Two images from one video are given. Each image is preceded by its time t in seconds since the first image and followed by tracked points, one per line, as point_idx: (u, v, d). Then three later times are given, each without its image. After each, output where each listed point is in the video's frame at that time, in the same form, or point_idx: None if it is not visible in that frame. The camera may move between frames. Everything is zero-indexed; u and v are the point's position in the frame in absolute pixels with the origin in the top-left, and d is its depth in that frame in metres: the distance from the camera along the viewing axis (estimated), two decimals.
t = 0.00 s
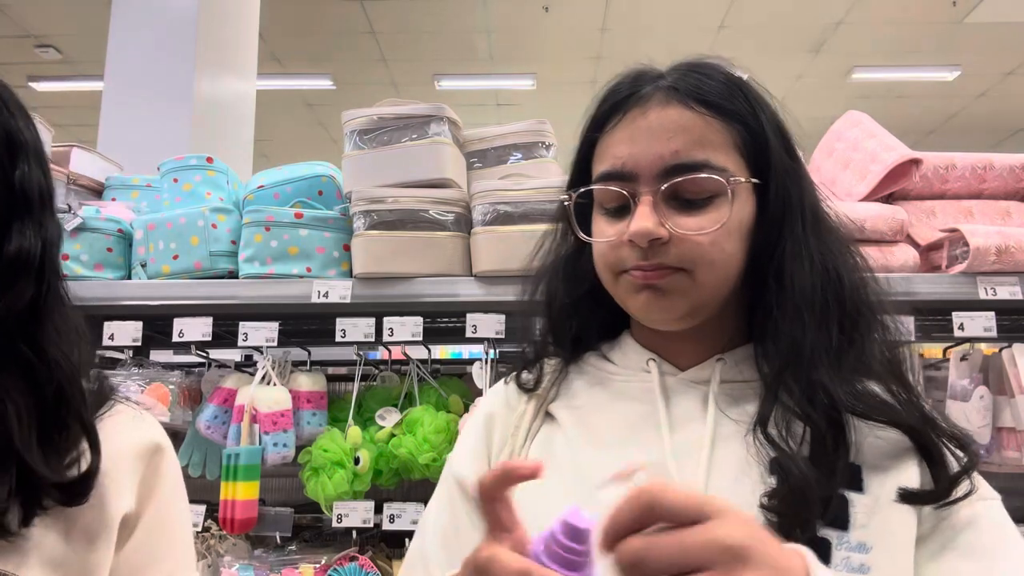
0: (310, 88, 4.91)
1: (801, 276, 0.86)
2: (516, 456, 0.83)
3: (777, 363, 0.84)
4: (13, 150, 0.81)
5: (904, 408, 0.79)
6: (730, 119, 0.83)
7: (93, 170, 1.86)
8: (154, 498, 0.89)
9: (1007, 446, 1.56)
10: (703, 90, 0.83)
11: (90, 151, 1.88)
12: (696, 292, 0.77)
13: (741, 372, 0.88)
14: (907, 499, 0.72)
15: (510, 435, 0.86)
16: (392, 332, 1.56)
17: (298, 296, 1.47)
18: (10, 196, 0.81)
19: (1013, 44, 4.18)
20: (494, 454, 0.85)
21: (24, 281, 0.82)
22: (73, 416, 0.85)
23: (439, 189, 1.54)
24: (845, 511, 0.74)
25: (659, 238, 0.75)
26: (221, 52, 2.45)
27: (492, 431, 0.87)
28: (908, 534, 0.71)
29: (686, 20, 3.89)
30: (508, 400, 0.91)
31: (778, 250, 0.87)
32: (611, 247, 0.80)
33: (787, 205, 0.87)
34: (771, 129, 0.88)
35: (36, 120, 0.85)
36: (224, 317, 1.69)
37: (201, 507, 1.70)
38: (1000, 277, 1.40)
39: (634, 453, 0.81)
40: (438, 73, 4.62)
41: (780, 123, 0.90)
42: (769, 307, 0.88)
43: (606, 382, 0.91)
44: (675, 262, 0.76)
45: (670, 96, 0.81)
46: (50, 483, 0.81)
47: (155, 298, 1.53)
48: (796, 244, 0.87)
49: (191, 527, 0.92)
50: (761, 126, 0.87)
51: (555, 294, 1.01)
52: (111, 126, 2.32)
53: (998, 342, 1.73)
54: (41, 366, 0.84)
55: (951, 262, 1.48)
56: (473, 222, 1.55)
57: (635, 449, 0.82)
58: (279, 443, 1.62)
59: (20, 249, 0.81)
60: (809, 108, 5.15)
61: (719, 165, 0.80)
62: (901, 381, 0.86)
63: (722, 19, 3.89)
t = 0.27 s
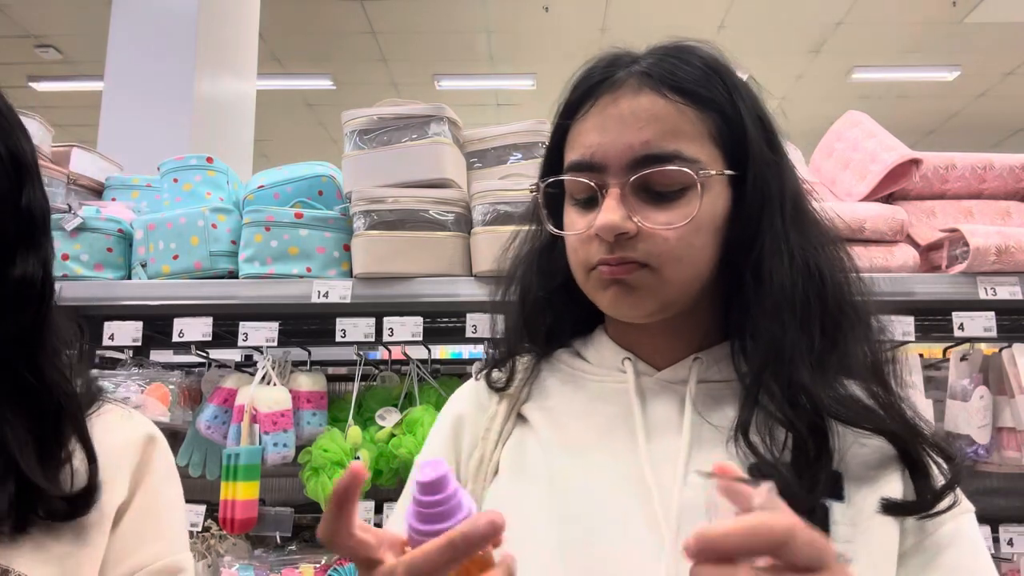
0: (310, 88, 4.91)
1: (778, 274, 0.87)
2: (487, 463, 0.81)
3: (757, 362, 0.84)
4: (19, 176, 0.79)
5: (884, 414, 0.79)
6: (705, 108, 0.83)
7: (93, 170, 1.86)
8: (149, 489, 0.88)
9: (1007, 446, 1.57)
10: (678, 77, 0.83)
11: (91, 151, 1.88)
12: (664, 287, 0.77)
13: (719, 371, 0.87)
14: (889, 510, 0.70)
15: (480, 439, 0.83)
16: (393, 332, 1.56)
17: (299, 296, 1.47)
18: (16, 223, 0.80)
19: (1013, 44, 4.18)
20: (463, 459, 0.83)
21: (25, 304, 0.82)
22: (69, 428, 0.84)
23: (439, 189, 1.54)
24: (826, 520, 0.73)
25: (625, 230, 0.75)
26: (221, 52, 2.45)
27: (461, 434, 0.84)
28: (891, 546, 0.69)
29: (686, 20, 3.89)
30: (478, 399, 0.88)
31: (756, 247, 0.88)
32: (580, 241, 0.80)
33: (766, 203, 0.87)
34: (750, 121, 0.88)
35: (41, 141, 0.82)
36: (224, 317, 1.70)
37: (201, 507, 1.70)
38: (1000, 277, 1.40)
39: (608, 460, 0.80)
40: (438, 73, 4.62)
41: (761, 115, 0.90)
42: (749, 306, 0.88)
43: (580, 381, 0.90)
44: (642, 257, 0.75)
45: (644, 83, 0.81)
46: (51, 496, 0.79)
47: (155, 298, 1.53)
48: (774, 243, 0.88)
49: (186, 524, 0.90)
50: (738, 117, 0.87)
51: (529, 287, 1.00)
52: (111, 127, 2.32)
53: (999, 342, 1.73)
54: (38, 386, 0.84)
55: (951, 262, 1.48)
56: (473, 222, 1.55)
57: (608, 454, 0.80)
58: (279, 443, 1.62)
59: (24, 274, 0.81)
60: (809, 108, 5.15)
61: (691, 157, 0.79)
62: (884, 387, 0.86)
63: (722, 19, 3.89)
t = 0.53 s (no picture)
0: (310, 88, 4.91)
1: (754, 273, 0.86)
2: (465, 467, 0.81)
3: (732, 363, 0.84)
4: (23, 181, 0.79)
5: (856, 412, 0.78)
6: (686, 109, 0.83)
7: (93, 170, 1.86)
8: (152, 498, 0.90)
9: (1007, 446, 1.57)
10: (660, 78, 0.83)
11: (91, 151, 1.88)
12: (648, 295, 0.77)
13: (695, 372, 0.87)
14: (865, 506, 0.71)
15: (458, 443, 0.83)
16: (392, 332, 1.57)
17: (299, 296, 1.47)
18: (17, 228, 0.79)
19: (1013, 44, 4.18)
20: (441, 463, 0.83)
21: (30, 309, 0.82)
22: (70, 433, 0.84)
23: (439, 189, 1.54)
24: (800, 519, 0.73)
25: (609, 237, 0.74)
26: (221, 52, 2.45)
27: (440, 438, 0.85)
28: (863, 542, 0.70)
29: (686, 20, 3.89)
30: (456, 404, 0.89)
31: (733, 248, 0.87)
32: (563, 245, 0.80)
33: (743, 202, 0.87)
34: (731, 121, 0.87)
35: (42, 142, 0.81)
36: (224, 317, 1.70)
37: (201, 507, 1.70)
38: (1000, 277, 1.40)
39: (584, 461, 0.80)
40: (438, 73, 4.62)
41: (740, 114, 0.90)
42: (724, 307, 0.87)
43: (557, 383, 0.90)
44: (626, 265, 0.75)
45: (625, 84, 0.81)
46: (55, 504, 0.80)
47: (156, 298, 1.53)
48: (750, 243, 0.87)
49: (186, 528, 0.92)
50: (719, 117, 0.86)
51: (507, 291, 1.00)
52: (111, 126, 2.32)
53: (1000, 342, 1.74)
54: (40, 390, 0.83)
55: (951, 262, 1.48)
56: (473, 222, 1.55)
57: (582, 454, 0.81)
58: (279, 443, 1.62)
59: (28, 280, 0.80)
60: (809, 108, 5.15)
61: (674, 160, 0.79)
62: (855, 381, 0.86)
63: (722, 19, 3.89)
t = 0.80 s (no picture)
0: (310, 88, 4.91)
1: (720, 269, 0.85)
2: (447, 476, 0.81)
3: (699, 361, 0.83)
4: (29, 183, 0.78)
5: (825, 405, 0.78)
6: (650, 108, 0.82)
7: (93, 170, 1.86)
8: (154, 507, 0.92)
9: (1007, 446, 1.57)
10: (623, 79, 0.82)
11: (90, 151, 1.88)
12: (618, 297, 0.77)
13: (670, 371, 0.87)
14: (838, 495, 0.72)
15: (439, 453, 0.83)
16: (392, 332, 1.57)
17: (299, 296, 1.47)
18: (22, 231, 0.79)
19: (1013, 44, 4.18)
20: (425, 472, 0.83)
21: (35, 313, 0.82)
22: (75, 437, 0.85)
23: (438, 189, 1.54)
24: (772, 512, 0.73)
25: (577, 241, 0.74)
26: (221, 52, 2.45)
27: (422, 447, 0.85)
28: (838, 534, 0.70)
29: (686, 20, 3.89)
30: (438, 411, 0.88)
31: (697, 245, 0.86)
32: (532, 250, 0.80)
33: (706, 201, 0.86)
34: (695, 118, 0.87)
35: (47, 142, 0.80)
36: (224, 317, 1.70)
37: (201, 507, 1.70)
38: (1000, 277, 1.40)
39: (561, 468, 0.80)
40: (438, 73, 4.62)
41: (704, 110, 0.89)
42: (689, 306, 0.86)
43: (535, 388, 0.90)
44: (596, 269, 0.76)
45: (587, 86, 0.81)
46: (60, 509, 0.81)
47: (156, 298, 1.53)
48: (715, 240, 0.86)
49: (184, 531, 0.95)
50: (683, 115, 0.85)
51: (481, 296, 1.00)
52: (111, 126, 2.32)
53: (1001, 342, 1.73)
54: (45, 393, 0.84)
55: (951, 262, 1.48)
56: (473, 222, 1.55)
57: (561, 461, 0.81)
58: (278, 443, 1.62)
59: (34, 284, 0.80)
60: (809, 108, 5.15)
61: (639, 162, 0.78)
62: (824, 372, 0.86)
63: (722, 19, 3.89)
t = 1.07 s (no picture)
0: (310, 88, 4.91)
1: (705, 260, 0.85)
2: (434, 480, 0.80)
3: (689, 354, 0.83)
4: (26, 167, 0.79)
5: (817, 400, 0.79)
6: (632, 96, 0.83)
7: (93, 170, 1.86)
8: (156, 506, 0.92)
9: (1007, 446, 1.57)
10: (605, 67, 0.83)
11: (90, 151, 1.88)
12: (602, 287, 0.76)
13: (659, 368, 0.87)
14: (832, 493, 0.73)
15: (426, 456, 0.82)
16: (392, 332, 1.57)
17: (299, 296, 1.47)
18: (21, 216, 0.79)
19: (1013, 44, 4.18)
20: (411, 477, 0.82)
21: (36, 300, 0.81)
22: (79, 429, 0.84)
23: (438, 189, 1.54)
24: (768, 512, 0.73)
25: (559, 228, 0.74)
26: (220, 52, 2.45)
27: (407, 451, 0.83)
28: (834, 532, 0.71)
29: (686, 20, 3.89)
30: (424, 414, 0.87)
31: (681, 236, 0.86)
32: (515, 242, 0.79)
33: (691, 190, 0.86)
34: (678, 108, 0.87)
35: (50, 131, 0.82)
36: (224, 317, 1.70)
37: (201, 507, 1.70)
38: (1000, 277, 1.39)
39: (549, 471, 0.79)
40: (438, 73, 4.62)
41: (687, 100, 0.90)
42: (676, 296, 0.85)
43: (523, 386, 0.90)
44: (580, 257, 0.75)
45: (568, 75, 0.81)
46: (60, 499, 0.80)
47: (157, 298, 1.52)
48: (699, 232, 0.86)
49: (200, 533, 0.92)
50: (665, 104, 0.86)
51: (465, 293, 1.00)
52: (111, 126, 2.32)
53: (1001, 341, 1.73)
54: (48, 384, 0.83)
55: (951, 262, 1.48)
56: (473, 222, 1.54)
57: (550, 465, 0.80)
58: (279, 443, 1.62)
59: (33, 268, 0.80)
60: (809, 108, 5.15)
61: (621, 147, 0.79)
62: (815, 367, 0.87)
63: (722, 19, 3.89)
